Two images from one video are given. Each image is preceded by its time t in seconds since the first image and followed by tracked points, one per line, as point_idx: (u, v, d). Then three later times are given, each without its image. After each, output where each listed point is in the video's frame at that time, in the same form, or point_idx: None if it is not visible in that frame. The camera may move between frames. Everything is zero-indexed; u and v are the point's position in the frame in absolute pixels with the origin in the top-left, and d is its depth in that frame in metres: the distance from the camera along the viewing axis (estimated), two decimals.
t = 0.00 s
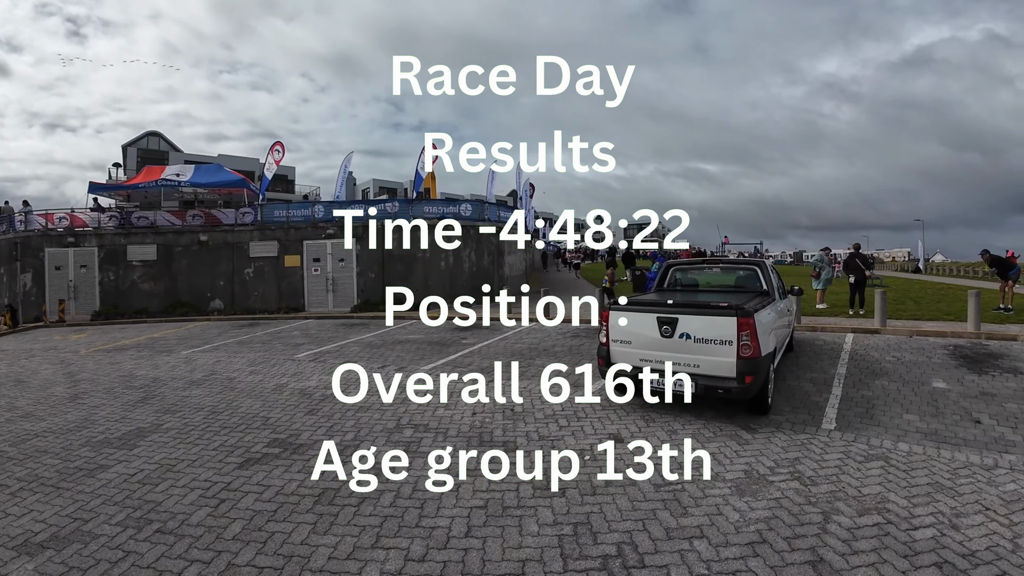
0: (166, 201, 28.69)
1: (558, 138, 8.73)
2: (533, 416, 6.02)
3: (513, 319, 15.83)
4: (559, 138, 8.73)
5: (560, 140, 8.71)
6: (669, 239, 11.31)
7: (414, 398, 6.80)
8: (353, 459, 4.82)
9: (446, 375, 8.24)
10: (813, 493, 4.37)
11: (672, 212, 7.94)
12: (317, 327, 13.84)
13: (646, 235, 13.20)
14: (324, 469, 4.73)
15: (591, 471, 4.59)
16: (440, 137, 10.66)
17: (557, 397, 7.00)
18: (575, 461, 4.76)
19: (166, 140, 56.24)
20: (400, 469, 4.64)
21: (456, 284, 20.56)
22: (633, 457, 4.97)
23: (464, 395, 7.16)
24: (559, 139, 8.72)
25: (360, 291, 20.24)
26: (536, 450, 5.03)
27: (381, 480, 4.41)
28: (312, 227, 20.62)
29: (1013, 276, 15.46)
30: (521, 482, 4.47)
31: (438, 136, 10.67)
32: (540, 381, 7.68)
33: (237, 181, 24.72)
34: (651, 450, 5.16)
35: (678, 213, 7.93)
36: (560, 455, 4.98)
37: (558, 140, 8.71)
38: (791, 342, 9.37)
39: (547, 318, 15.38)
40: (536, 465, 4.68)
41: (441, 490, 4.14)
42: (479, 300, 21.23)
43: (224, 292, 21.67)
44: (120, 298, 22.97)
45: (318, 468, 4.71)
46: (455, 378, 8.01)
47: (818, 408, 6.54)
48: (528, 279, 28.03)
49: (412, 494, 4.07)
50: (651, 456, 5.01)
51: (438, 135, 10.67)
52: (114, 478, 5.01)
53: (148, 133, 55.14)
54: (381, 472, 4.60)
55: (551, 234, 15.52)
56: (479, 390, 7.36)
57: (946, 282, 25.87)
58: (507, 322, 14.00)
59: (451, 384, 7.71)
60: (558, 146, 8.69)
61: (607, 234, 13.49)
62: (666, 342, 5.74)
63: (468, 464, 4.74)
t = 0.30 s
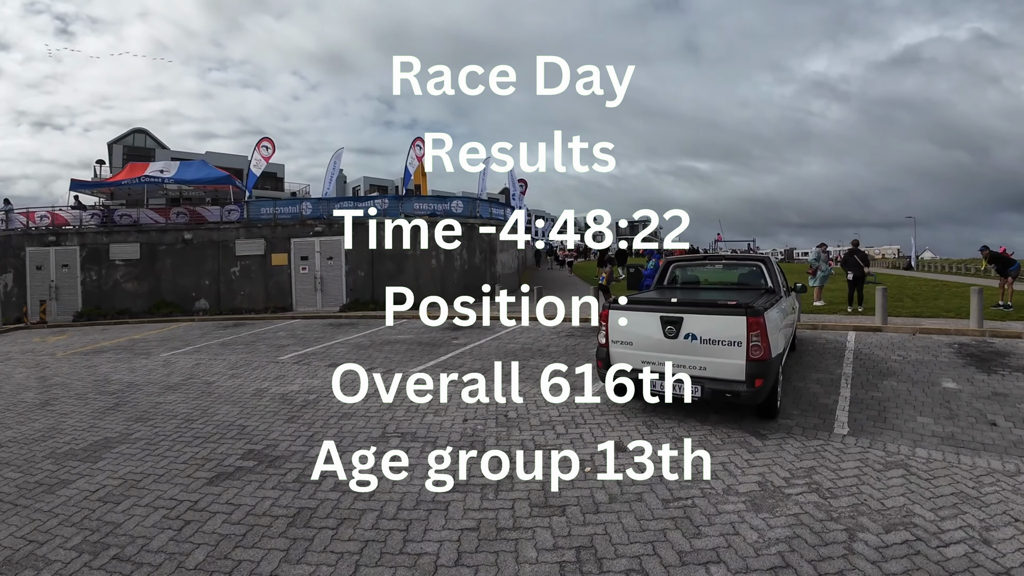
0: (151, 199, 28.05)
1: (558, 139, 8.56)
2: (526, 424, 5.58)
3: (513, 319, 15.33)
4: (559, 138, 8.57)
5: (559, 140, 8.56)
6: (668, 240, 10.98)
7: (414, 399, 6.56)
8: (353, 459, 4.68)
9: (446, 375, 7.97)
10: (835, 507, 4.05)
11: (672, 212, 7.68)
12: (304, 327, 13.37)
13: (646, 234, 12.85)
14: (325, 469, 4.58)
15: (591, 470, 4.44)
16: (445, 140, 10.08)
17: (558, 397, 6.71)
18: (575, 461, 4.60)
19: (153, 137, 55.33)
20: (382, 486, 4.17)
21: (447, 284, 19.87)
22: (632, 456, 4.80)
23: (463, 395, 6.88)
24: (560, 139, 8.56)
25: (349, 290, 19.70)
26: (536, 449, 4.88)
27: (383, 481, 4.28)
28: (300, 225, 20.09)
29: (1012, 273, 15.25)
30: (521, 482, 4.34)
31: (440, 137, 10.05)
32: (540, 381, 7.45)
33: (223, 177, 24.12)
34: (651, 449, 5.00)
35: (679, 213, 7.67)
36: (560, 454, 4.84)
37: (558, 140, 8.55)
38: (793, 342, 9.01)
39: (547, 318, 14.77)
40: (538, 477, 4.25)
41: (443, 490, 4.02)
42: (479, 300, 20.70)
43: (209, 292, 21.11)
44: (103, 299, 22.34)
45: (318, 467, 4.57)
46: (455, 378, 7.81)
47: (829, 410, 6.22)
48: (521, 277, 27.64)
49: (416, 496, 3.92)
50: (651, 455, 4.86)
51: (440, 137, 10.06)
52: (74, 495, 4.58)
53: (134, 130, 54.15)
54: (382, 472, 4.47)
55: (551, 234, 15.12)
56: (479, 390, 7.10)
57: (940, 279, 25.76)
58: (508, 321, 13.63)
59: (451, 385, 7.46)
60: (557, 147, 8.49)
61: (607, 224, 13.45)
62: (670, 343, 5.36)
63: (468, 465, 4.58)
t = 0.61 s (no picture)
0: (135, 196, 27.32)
1: (557, 140, 8.21)
2: (517, 434, 5.11)
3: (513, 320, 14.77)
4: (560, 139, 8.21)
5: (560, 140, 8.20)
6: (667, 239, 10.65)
7: (416, 398, 6.39)
8: (353, 459, 4.53)
9: (446, 375, 7.78)
10: (860, 528, 3.67)
11: (672, 212, 7.17)
12: (289, 328, 12.87)
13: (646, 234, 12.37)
14: (325, 468, 4.43)
15: (591, 469, 4.31)
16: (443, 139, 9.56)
17: (557, 397, 6.52)
18: (574, 461, 4.47)
19: (138, 133, 54.23)
20: (357, 509, 3.69)
21: (437, 283, 19.26)
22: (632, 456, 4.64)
23: (463, 395, 6.74)
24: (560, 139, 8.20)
25: (337, 289, 19.18)
26: (536, 450, 4.73)
27: (384, 481, 4.14)
28: (286, 222, 19.55)
29: (1013, 269, 14.97)
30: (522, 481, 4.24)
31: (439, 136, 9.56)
32: (540, 381, 7.23)
33: (207, 173, 23.43)
34: (651, 449, 4.82)
35: (679, 214, 7.19)
36: (560, 454, 4.68)
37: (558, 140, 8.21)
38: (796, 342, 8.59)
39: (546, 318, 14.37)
40: (534, 496, 3.80)
41: (443, 489, 3.93)
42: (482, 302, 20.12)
43: (193, 291, 20.53)
44: (84, 299, 21.70)
45: (318, 467, 4.42)
46: (456, 378, 7.63)
47: (840, 415, 5.87)
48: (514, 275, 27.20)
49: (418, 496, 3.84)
50: (651, 455, 4.68)
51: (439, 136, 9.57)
52: (23, 518, 4.10)
53: (119, 127, 53.09)
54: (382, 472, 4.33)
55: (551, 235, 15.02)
56: (479, 390, 6.94)
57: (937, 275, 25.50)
58: (507, 321, 13.17)
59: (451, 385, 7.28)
60: (558, 146, 8.16)
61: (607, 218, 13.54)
62: (674, 345, 4.93)
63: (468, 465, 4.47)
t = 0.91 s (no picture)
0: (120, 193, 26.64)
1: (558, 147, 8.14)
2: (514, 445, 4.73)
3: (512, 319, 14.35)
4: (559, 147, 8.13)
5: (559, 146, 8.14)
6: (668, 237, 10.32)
7: (417, 398, 6.24)
8: (353, 459, 4.44)
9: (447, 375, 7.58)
10: (894, 550, 3.34)
11: (671, 212, 7.12)
12: (276, 328, 12.41)
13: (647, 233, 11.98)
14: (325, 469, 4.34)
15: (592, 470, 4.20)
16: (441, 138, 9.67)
17: (557, 398, 6.35)
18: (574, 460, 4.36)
19: (126, 129, 53.25)
20: (339, 536, 3.31)
21: (430, 281, 18.86)
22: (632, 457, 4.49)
23: (464, 394, 6.57)
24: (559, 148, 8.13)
25: (327, 288, 18.74)
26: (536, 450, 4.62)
27: (385, 481, 4.07)
28: (274, 219, 19.06)
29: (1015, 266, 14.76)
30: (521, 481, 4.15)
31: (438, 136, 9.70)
32: (540, 381, 7.02)
33: (194, 169, 22.84)
34: (651, 449, 4.67)
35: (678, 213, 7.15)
36: (560, 454, 4.56)
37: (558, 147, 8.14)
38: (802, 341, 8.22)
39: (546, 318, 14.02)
40: (535, 518, 3.44)
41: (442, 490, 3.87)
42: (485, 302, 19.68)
43: (179, 291, 20.01)
44: (67, 299, 21.13)
45: (318, 467, 4.32)
46: (456, 378, 7.45)
47: (856, 421, 5.57)
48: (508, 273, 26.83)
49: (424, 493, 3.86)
50: (652, 455, 4.53)
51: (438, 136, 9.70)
52: None
53: (105, 123, 52.15)
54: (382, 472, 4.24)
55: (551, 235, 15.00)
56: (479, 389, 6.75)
57: (935, 272, 25.31)
58: (508, 319, 12.93)
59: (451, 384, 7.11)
60: (558, 147, 8.12)
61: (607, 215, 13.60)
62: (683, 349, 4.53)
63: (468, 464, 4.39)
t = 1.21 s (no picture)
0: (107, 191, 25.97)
1: (557, 143, 7.95)
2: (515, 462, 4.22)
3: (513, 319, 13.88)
4: (559, 143, 7.94)
5: (559, 140, 7.96)
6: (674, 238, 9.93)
7: (414, 398, 6.03)
8: (353, 459, 4.30)
9: (446, 375, 7.32)
10: None
11: (671, 212, 6.98)
12: (265, 329, 11.89)
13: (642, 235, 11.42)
14: (324, 469, 4.18)
15: (591, 470, 4.01)
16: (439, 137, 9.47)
17: (558, 398, 6.22)
18: (574, 459, 4.19)
19: (115, 126, 52.32)
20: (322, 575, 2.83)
21: (425, 279, 18.40)
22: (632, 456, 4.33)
23: (462, 395, 6.35)
24: (560, 143, 7.94)
25: (318, 287, 18.25)
26: (537, 450, 4.45)
27: (384, 481, 3.92)
28: (264, 216, 18.54)
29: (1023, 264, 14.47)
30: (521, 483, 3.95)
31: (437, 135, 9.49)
32: (540, 381, 6.78)
33: (181, 166, 22.23)
34: (651, 449, 4.49)
35: (679, 214, 6.99)
36: (560, 454, 4.40)
37: (558, 142, 7.95)
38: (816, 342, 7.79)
39: (546, 318, 13.62)
40: (546, 551, 2.96)
41: (441, 491, 3.65)
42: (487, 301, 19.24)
43: (167, 291, 19.47)
44: (52, 300, 20.54)
45: (317, 468, 4.17)
46: (455, 379, 7.16)
47: (885, 433, 5.18)
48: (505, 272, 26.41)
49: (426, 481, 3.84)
50: (652, 456, 4.35)
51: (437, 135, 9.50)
52: None
53: (94, 121, 51.27)
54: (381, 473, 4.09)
55: (551, 234, 14.56)
56: (479, 390, 6.56)
57: (937, 270, 25.03)
58: (507, 321, 12.92)
59: (451, 383, 6.88)
60: (558, 147, 7.93)
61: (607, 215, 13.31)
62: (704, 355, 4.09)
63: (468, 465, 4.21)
